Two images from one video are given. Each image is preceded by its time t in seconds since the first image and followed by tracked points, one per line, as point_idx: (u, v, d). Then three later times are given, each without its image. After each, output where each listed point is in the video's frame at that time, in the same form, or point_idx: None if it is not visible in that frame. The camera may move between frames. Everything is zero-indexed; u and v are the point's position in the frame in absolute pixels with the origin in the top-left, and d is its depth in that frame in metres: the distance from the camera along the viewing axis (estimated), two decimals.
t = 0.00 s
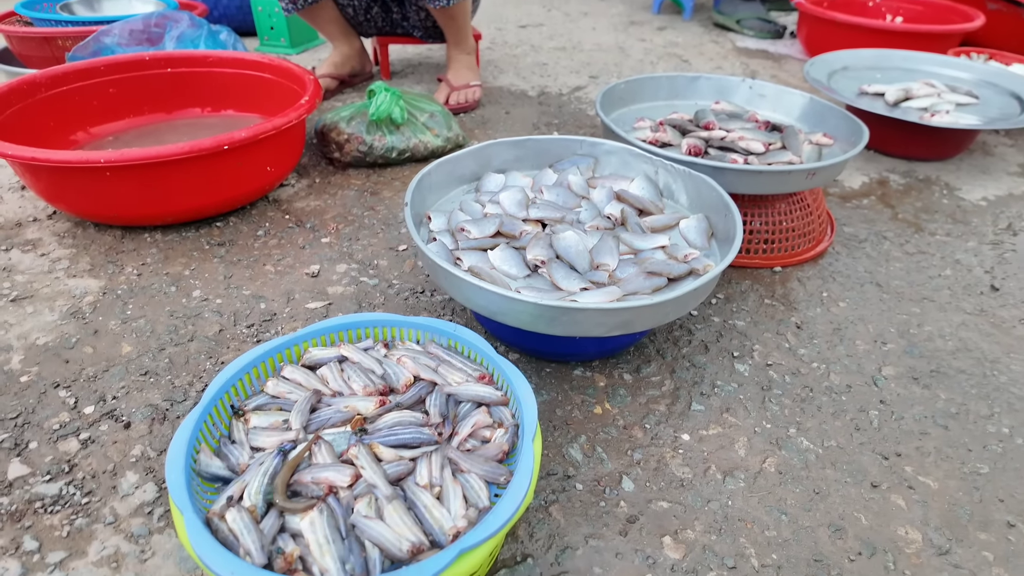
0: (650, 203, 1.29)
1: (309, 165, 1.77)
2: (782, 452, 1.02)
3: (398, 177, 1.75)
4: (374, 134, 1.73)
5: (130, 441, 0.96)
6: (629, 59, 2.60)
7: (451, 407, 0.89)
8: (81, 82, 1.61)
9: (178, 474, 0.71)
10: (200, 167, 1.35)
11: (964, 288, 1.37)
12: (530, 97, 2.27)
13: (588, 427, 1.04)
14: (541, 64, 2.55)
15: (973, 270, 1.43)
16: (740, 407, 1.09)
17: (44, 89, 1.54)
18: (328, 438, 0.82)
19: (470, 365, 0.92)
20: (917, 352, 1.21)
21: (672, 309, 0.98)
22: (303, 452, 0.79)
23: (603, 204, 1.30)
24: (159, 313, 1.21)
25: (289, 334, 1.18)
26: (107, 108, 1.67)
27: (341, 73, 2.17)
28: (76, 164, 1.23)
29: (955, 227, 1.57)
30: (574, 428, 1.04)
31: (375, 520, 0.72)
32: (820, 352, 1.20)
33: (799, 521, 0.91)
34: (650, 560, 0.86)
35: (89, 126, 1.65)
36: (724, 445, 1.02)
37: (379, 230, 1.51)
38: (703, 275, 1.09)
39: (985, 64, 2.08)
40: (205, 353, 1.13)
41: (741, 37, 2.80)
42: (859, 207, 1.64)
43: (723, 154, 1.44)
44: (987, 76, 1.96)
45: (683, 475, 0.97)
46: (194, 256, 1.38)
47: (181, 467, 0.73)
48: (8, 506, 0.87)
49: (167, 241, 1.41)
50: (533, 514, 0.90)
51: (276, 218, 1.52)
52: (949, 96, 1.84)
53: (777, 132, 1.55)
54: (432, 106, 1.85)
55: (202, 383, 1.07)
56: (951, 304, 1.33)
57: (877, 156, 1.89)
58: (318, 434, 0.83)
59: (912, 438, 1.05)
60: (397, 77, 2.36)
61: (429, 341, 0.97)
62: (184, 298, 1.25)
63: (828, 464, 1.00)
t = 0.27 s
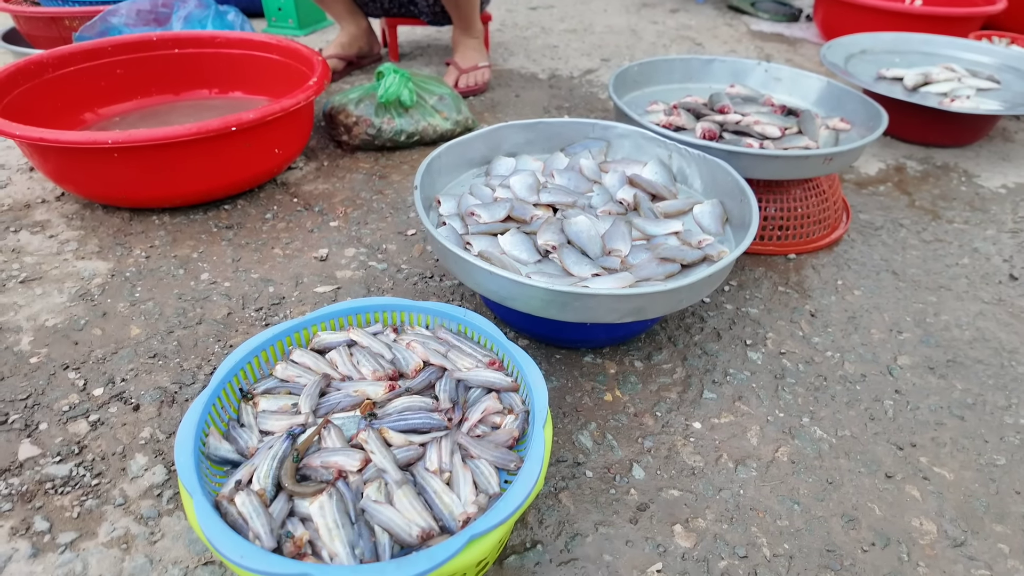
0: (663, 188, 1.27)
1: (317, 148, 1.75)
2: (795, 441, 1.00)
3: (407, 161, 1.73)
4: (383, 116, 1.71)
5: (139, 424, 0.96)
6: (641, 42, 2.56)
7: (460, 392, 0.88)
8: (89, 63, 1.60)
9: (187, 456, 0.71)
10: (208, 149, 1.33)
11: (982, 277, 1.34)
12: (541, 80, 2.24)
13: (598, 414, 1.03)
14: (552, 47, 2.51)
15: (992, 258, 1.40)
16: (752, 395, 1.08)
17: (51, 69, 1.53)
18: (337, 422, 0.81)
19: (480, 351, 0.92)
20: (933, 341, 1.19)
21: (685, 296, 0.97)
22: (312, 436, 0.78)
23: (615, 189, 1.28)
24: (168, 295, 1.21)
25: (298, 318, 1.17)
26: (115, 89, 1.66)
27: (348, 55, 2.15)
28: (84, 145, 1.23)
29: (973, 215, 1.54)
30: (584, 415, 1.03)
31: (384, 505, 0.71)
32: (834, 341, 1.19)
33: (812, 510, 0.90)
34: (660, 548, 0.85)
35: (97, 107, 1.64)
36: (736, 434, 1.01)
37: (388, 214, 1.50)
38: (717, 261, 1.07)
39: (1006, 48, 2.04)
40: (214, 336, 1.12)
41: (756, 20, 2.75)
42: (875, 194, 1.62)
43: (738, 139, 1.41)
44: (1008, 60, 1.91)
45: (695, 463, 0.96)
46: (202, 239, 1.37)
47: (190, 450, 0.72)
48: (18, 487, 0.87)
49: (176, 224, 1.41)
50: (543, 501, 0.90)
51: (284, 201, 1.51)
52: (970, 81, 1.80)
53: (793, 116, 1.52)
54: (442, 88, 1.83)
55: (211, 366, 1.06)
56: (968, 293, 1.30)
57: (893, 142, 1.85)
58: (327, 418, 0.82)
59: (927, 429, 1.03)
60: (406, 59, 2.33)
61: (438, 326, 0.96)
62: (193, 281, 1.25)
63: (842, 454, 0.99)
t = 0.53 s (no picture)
0: (673, 179, 1.27)
1: (326, 136, 1.76)
2: (802, 434, 1.01)
3: (415, 150, 1.73)
4: (391, 105, 1.70)
5: (152, 410, 0.97)
6: (651, 31, 2.54)
7: (469, 381, 0.89)
8: (99, 50, 1.60)
9: (201, 443, 0.72)
10: (218, 137, 1.34)
11: (993, 271, 1.34)
12: (550, 69, 2.23)
13: (605, 404, 1.04)
14: (561, 35, 2.49)
15: (1003, 252, 1.39)
16: (759, 387, 1.08)
17: (62, 56, 1.53)
18: (348, 411, 0.82)
19: (489, 341, 0.92)
20: (943, 335, 1.19)
21: (694, 288, 0.97)
22: (323, 424, 0.79)
23: (625, 179, 1.28)
24: (179, 283, 1.22)
25: (308, 306, 1.18)
26: (125, 77, 1.66)
27: (357, 44, 2.14)
28: (95, 133, 1.23)
29: (986, 208, 1.53)
30: (591, 405, 1.04)
31: (394, 492, 0.72)
32: (842, 334, 1.18)
33: (818, 503, 0.91)
34: (666, 538, 0.86)
35: (108, 95, 1.65)
36: (743, 426, 1.01)
37: (396, 203, 1.50)
38: (727, 253, 1.07)
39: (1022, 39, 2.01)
40: (224, 324, 1.13)
41: (767, 8, 2.72)
42: (886, 186, 1.60)
43: (749, 130, 1.41)
44: None
45: (701, 455, 0.97)
46: (212, 227, 1.38)
47: (203, 437, 0.73)
48: (34, 470, 0.88)
49: (186, 212, 1.41)
50: (550, 490, 0.90)
51: (293, 189, 1.52)
52: (984, 72, 1.78)
53: (805, 107, 1.51)
54: (451, 77, 1.82)
55: (222, 353, 1.07)
56: (978, 287, 1.30)
57: (906, 134, 1.84)
58: (338, 406, 0.83)
59: (935, 423, 1.03)
60: (415, 48, 2.32)
61: (447, 317, 0.97)
62: (203, 269, 1.25)
63: (848, 447, 0.99)
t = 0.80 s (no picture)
0: (684, 172, 1.27)
1: (336, 127, 1.76)
2: (810, 426, 1.01)
3: (425, 142, 1.73)
4: (401, 97, 1.71)
5: (167, 397, 0.99)
6: (661, 22, 2.53)
7: (481, 372, 0.90)
8: (111, 40, 1.61)
9: (219, 429, 0.73)
10: (231, 128, 1.35)
11: (1003, 266, 1.33)
12: (559, 60, 2.22)
13: (614, 396, 1.05)
14: (570, 26, 2.49)
15: (1014, 247, 1.39)
16: (768, 380, 1.09)
17: (75, 46, 1.54)
18: (362, 400, 0.83)
19: (500, 332, 0.93)
20: (952, 330, 1.19)
21: (705, 281, 0.97)
22: (338, 413, 0.80)
23: (635, 172, 1.28)
24: (192, 273, 1.23)
25: (320, 297, 1.19)
26: (137, 67, 1.67)
27: (366, 35, 2.14)
28: (110, 123, 1.24)
29: (997, 203, 1.52)
30: (600, 397, 1.04)
31: (408, 480, 0.73)
32: (851, 328, 1.19)
33: (825, 494, 0.92)
34: (675, 528, 0.87)
35: (120, 86, 1.66)
36: (751, 418, 1.02)
37: (406, 195, 1.51)
38: (737, 247, 1.08)
39: None
40: (238, 314, 1.14)
41: None
42: (896, 180, 1.60)
43: (760, 123, 1.40)
44: None
45: (710, 446, 0.98)
46: (224, 218, 1.39)
47: (220, 423, 0.74)
48: (53, 455, 0.90)
49: (198, 202, 1.42)
50: (560, 479, 0.92)
51: (304, 180, 1.53)
52: (997, 65, 1.77)
53: (816, 100, 1.51)
54: (460, 69, 1.83)
55: (235, 342, 1.09)
56: (988, 282, 1.30)
57: (917, 128, 1.83)
58: (352, 395, 0.84)
59: (943, 417, 1.03)
60: (424, 38, 2.32)
61: (459, 308, 0.98)
62: (216, 259, 1.27)
63: (856, 439, 0.99)
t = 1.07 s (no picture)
0: (694, 166, 1.28)
1: (346, 120, 1.77)
2: (819, 420, 1.02)
3: (435, 135, 1.74)
4: (411, 90, 1.71)
5: (184, 386, 1.00)
6: (670, 15, 2.52)
7: (493, 363, 0.91)
8: (123, 33, 1.62)
9: (237, 416, 0.75)
10: (244, 121, 1.36)
11: (1013, 263, 1.34)
12: (568, 54, 2.22)
13: (624, 388, 1.06)
14: (580, 19, 2.48)
15: None
16: (777, 374, 1.09)
17: (89, 38, 1.56)
18: (377, 389, 0.84)
19: (512, 325, 0.94)
20: (961, 325, 1.19)
21: (715, 275, 0.98)
22: (353, 402, 0.82)
23: (646, 166, 1.29)
24: (206, 264, 1.24)
25: (333, 289, 1.21)
26: (148, 59, 1.68)
27: (376, 28, 2.15)
28: (125, 115, 1.26)
29: (1007, 199, 1.52)
30: (610, 389, 1.05)
31: (424, 468, 0.75)
32: (860, 323, 1.19)
33: (834, 487, 0.92)
34: (684, 518, 0.88)
35: (133, 78, 1.67)
36: (761, 411, 1.03)
37: (417, 188, 1.52)
38: (748, 242, 1.08)
39: None
40: (252, 305, 1.16)
41: None
42: (907, 175, 1.60)
43: (770, 118, 1.41)
44: None
45: (719, 439, 0.99)
46: (238, 210, 1.40)
47: (239, 412, 0.76)
48: (73, 442, 0.92)
49: (211, 194, 1.44)
50: (571, 470, 0.93)
51: (316, 173, 1.54)
52: (1010, 60, 1.76)
53: (827, 95, 1.50)
54: (470, 62, 1.83)
55: (250, 333, 1.10)
56: (998, 278, 1.30)
57: (927, 123, 1.82)
58: (367, 385, 0.85)
59: (952, 412, 1.04)
60: (433, 31, 2.33)
61: (471, 300, 0.99)
62: (230, 251, 1.28)
63: (865, 433, 1.00)
